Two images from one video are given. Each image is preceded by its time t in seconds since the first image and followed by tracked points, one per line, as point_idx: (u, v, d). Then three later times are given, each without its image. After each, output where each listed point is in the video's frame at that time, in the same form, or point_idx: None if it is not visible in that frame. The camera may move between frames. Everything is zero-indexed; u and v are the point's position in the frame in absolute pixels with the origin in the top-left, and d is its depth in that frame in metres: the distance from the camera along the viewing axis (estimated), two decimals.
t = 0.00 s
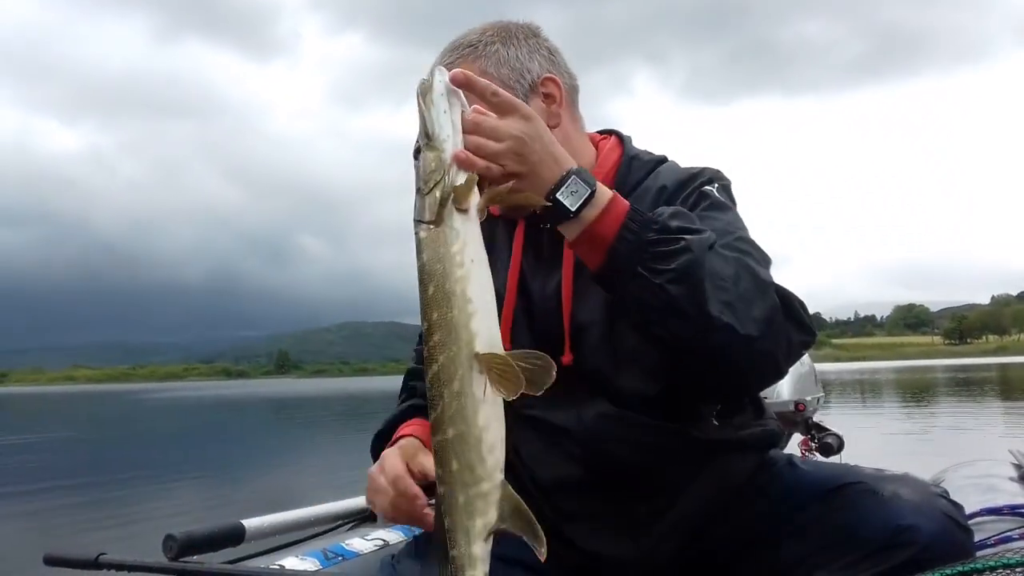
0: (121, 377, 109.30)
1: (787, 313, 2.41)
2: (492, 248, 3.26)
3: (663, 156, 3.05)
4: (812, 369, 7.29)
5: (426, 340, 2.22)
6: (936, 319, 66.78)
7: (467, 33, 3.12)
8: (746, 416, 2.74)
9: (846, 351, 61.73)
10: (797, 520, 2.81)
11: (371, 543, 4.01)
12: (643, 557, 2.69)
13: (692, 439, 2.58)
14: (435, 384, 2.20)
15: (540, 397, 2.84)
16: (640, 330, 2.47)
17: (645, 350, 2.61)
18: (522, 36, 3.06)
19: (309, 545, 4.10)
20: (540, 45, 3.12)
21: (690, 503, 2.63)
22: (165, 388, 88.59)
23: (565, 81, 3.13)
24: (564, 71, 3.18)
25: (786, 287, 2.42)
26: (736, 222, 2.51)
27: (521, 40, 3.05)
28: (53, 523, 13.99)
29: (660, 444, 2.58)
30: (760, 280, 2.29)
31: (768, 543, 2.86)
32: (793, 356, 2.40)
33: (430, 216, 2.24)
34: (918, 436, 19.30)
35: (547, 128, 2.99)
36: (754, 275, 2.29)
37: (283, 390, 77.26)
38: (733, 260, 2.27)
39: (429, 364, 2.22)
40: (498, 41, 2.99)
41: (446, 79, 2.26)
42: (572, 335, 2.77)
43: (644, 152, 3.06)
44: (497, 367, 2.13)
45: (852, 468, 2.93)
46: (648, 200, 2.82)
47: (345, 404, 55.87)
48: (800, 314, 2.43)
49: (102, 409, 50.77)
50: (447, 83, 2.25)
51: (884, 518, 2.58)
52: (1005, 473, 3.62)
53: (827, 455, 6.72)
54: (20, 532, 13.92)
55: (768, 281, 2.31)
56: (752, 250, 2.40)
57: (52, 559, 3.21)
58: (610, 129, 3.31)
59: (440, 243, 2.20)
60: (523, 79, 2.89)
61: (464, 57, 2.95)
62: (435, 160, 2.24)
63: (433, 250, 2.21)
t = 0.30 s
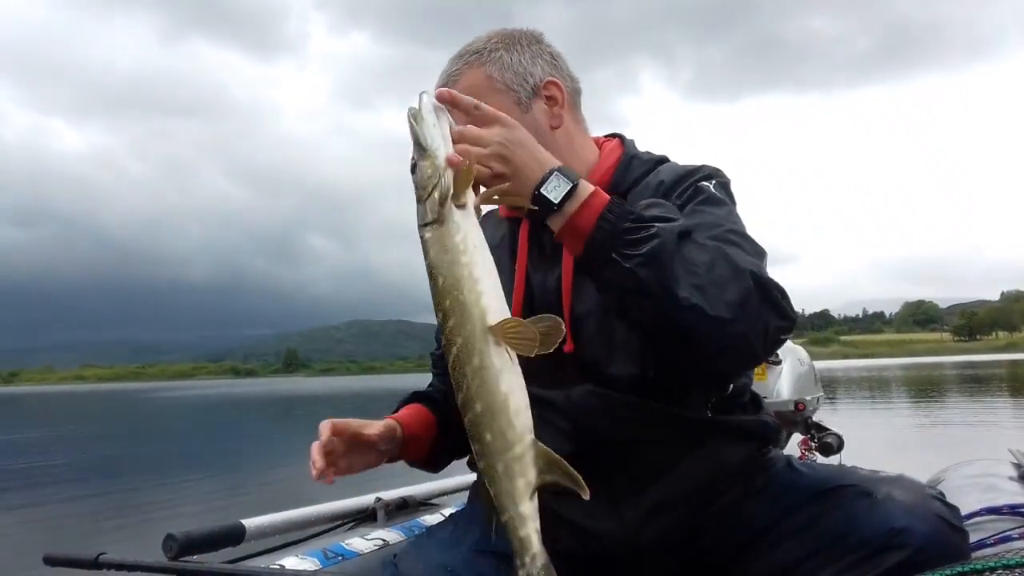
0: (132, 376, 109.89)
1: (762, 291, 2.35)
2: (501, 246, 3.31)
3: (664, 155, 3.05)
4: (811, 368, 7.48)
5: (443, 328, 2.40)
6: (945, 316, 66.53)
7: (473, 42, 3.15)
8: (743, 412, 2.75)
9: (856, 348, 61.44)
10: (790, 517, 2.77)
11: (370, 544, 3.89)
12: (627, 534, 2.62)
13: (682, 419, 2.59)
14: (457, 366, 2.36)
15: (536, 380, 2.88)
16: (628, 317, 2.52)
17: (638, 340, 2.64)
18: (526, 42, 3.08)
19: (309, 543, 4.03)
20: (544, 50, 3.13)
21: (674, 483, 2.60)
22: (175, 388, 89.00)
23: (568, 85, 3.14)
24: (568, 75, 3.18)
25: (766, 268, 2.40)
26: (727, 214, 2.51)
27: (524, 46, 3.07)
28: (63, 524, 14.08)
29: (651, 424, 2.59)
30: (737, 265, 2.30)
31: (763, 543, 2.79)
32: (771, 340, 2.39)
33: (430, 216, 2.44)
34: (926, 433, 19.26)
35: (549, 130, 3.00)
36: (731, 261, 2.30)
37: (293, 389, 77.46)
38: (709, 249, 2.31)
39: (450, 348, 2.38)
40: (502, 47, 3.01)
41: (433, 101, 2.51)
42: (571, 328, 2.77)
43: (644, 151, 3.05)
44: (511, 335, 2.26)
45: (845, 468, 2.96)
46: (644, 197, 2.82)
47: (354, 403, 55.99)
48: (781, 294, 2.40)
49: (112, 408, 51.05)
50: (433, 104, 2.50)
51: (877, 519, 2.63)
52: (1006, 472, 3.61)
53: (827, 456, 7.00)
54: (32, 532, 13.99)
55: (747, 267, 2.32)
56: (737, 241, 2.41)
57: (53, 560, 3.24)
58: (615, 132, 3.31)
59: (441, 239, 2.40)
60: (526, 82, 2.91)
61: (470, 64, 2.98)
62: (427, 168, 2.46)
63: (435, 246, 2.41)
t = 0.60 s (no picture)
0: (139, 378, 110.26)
1: (696, 290, 2.41)
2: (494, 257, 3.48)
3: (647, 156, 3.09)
4: (811, 368, 8.09)
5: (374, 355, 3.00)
6: (952, 316, 66.38)
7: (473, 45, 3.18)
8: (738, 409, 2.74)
9: (863, 349, 61.29)
10: (788, 521, 2.78)
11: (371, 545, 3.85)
12: (622, 535, 2.64)
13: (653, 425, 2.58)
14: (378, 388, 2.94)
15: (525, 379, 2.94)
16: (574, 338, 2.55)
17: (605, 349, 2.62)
18: (523, 46, 3.13)
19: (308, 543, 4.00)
20: (540, 55, 3.19)
21: (666, 481, 2.62)
22: (183, 389, 89.20)
23: (562, 91, 3.19)
24: (562, 82, 3.23)
25: (708, 277, 2.47)
26: (681, 228, 2.56)
27: (521, 49, 3.11)
28: (68, 527, 14.11)
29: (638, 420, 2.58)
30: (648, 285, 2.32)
31: (764, 545, 2.80)
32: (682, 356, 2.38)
33: (367, 255, 3.00)
34: (930, 433, 19.25)
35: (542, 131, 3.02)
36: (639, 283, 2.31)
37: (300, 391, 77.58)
38: (615, 273, 2.31)
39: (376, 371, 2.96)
40: (501, 49, 3.06)
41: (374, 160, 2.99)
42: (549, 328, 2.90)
43: (626, 154, 3.10)
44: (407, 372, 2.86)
45: (838, 468, 2.95)
46: (617, 195, 2.85)
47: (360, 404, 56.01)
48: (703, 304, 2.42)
49: (119, 410, 51.23)
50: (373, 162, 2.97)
51: (873, 523, 2.63)
52: (1005, 472, 3.61)
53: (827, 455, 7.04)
54: (40, 536, 14.01)
55: (649, 290, 2.31)
56: (675, 256, 2.47)
57: (50, 561, 3.21)
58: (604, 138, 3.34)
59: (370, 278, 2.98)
60: (522, 82, 2.96)
61: (468, 62, 3.01)
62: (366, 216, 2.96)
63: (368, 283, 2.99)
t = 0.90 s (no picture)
0: (151, 367, 111.24)
1: (639, 316, 2.49)
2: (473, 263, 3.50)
3: (621, 160, 3.15)
4: (813, 371, 8.48)
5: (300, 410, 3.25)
6: (964, 316, 66.06)
7: (467, 35, 3.10)
8: (719, 404, 2.80)
9: (871, 348, 60.99)
10: (784, 523, 2.78)
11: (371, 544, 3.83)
12: (607, 534, 2.68)
13: (603, 432, 2.66)
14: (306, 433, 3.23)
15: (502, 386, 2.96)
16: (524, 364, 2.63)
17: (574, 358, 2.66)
18: (521, 45, 3.09)
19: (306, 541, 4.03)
20: (535, 56, 3.16)
21: (654, 479, 2.63)
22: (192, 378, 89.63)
23: (555, 94, 3.18)
24: (554, 87, 3.22)
25: (659, 299, 2.53)
26: (631, 249, 2.61)
27: (519, 49, 3.08)
28: (80, 515, 14.28)
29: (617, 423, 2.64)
30: (572, 320, 2.39)
31: (761, 544, 2.82)
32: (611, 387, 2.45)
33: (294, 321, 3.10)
34: (939, 433, 19.23)
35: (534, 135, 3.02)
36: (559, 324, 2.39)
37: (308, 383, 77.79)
38: (532, 317, 2.40)
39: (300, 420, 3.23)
40: (500, 46, 3.01)
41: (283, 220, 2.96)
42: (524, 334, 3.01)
43: (602, 158, 3.15)
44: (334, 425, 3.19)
45: (831, 469, 2.96)
46: (587, 204, 2.91)
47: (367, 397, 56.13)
48: (642, 329, 2.48)
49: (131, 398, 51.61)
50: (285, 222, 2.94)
51: (869, 524, 2.64)
52: (1006, 473, 3.60)
53: (828, 454, 6.99)
54: (49, 523, 14.12)
55: (569, 332, 2.37)
56: (618, 280, 2.52)
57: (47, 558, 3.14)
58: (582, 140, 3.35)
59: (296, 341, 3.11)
60: (521, 84, 2.93)
61: (467, 56, 2.93)
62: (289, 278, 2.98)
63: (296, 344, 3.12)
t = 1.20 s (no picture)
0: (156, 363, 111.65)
1: (598, 353, 2.51)
2: (452, 270, 3.47)
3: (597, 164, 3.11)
4: (813, 372, 8.46)
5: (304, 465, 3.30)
6: (969, 318, 65.92)
7: (451, 36, 3.02)
8: (703, 405, 2.82)
9: (876, 349, 60.83)
10: (775, 530, 2.79)
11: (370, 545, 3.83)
12: (595, 542, 2.71)
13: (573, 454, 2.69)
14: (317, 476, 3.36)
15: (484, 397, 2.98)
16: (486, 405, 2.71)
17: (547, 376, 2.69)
18: (507, 50, 3.06)
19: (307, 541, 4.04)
20: (519, 61, 3.14)
21: (640, 480, 2.69)
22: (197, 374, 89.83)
23: (538, 100, 3.17)
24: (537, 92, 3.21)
25: (623, 329, 2.54)
26: (591, 275, 2.61)
27: (506, 53, 3.05)
28: (83, 509, 14.36)
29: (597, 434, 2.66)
30: (520, 378, 2.49)
31: (752, 549, 2.83)
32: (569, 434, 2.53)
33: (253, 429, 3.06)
34: (941, 434, 19.22)
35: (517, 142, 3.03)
36: (508, 386, 2.51)
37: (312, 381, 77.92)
38: (477, 385, 2.52)
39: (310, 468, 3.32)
40: (488, 50, 2.96)
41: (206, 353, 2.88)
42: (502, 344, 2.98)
43: (577, 162, 3.11)
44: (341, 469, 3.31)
45: (822, 471, 2.96)
46: (562, 213, 2.87)
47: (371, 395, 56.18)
48: (599, 365, 2.51)
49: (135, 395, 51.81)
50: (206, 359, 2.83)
51: (860, 534, 2.65)
52: (1006, 473, 3.60)
53: (828, 455, 6.98)
54: (53, 517, 14.21)
55: (515, 401, 2.49)
56: (577, 314, 2.54)
57: (49, 558, 3.06)
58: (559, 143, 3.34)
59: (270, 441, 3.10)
60: (508, 92, 2.91)
61: (454, 60, 2.88)
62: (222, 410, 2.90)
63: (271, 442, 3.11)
